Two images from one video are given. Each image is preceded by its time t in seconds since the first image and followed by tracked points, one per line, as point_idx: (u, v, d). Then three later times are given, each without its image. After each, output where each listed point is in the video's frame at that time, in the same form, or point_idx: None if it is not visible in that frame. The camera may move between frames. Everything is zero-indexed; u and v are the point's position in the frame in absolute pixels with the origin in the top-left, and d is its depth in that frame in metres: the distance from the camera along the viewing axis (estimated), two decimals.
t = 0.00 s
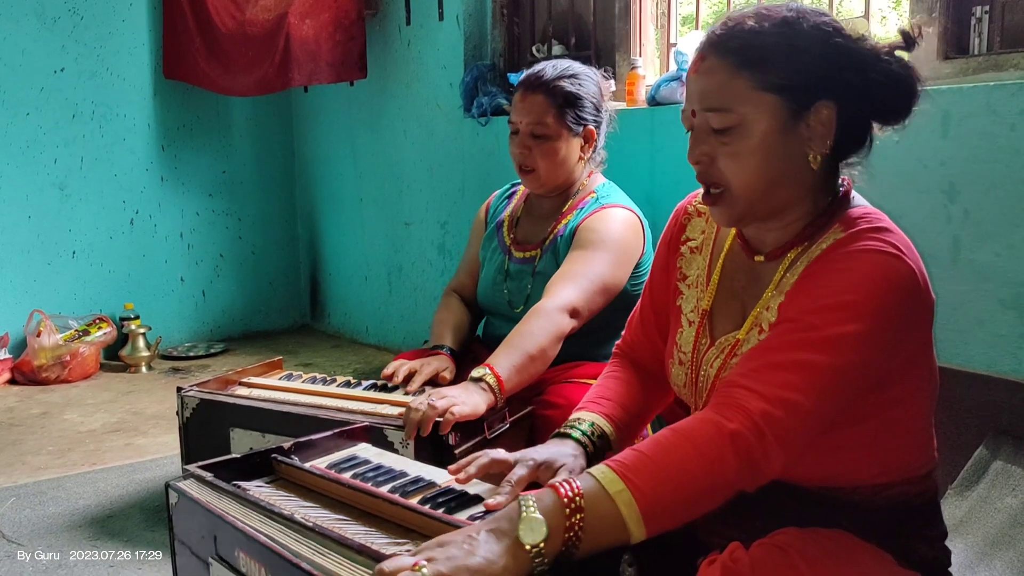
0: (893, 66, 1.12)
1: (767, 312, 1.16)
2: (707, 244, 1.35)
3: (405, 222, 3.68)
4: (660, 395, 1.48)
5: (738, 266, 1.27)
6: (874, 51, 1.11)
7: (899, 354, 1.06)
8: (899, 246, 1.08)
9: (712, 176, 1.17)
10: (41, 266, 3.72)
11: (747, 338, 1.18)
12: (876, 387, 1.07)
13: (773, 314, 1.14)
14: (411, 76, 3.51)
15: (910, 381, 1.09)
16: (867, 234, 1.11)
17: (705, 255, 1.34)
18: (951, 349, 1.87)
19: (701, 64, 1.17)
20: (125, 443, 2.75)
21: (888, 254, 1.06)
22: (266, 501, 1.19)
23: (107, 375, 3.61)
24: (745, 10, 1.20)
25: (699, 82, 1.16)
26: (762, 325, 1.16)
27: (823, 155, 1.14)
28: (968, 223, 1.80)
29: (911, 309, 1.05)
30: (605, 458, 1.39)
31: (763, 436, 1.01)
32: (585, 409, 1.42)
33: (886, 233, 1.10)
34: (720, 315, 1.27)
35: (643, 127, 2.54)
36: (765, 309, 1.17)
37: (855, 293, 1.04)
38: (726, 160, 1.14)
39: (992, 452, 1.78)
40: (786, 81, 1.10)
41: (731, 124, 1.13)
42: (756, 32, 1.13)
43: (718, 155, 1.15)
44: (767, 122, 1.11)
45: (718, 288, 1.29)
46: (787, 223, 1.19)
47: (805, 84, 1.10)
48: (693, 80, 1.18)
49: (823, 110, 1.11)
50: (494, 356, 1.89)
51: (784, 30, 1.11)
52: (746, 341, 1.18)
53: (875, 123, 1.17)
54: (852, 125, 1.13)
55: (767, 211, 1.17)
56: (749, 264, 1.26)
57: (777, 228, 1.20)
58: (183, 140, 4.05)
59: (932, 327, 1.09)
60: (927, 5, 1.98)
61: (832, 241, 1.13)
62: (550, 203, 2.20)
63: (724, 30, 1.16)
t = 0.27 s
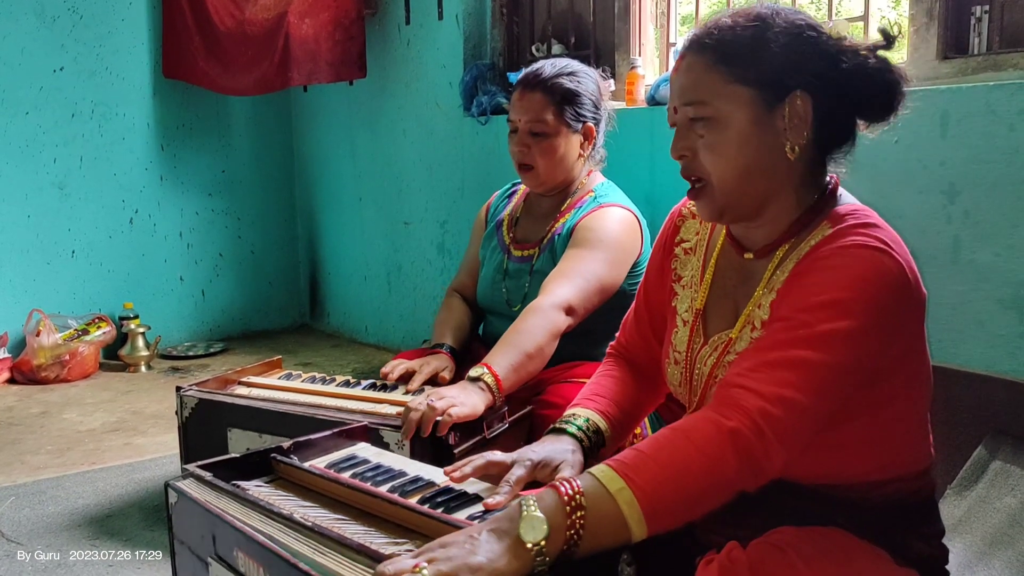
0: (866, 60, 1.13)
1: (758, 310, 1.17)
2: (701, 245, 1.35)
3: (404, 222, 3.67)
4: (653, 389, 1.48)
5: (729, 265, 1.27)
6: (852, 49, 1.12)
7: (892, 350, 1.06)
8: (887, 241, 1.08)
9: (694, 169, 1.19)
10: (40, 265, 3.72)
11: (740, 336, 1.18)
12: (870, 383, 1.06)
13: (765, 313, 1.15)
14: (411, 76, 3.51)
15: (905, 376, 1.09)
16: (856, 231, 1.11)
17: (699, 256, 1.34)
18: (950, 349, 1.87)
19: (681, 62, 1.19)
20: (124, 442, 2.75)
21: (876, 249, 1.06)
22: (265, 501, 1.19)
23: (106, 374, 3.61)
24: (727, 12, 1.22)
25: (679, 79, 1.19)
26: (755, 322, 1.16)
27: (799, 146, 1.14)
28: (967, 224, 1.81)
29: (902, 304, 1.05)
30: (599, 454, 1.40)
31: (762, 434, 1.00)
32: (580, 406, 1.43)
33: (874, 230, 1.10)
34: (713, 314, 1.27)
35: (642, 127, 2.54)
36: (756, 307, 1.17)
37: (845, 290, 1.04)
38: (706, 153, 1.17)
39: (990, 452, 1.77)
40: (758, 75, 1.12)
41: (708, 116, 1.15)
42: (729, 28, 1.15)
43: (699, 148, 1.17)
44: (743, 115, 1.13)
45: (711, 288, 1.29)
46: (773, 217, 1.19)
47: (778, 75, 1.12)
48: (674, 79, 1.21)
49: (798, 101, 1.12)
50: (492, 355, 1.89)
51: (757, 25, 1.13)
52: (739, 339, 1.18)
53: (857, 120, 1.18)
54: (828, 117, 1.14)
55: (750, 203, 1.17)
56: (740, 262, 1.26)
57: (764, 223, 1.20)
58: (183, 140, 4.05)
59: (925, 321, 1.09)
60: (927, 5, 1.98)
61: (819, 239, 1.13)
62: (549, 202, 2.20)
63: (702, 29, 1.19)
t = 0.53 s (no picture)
0: (859, 65, 1.14)
1: (750, 309, 1.17)
2: (695, 247, 1.35)
3: (403, 222, 3.67)
4: (650, 395, 1.49)
5: (722, 265, 1.28)
6: (843, 52, 1.14)
7: (882, 346, 1.06)
8: (874, 236, 1.08)
9: (683, 161, 1.21)
10: (39, 266, 3.71)
11: (733, 336, 1.19)
12: (861, 380, 1.07)
13: (756, 312, 1.15)
14: (410, 76, 3.51)
15: (896, 369, 1.09)
16: (843, 228, 1.11)
17: (692, 258, 1.34)
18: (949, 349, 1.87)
19: (676, 56, 1.21)
20: (123, 443, 2.75)
21: (862, 245, 1.06)
22: (264, 502, 1.19)
23: (105, 375, 3.61)
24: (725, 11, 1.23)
25: (673, 73, 1.20)
26: (746, 322, 1.17)
27: (788, 142, 1.15)
28: (966, 225, 1.81)
29: (891, 298, 1.05)
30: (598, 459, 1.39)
31: (758, 431, 1.00)
32: (579, 409, 1.43)
33: (861, 226, 1.10)
34: (707, 314, 1.27)
35: (641, 128, 2.54)
36: (748, 306, 1.18)
37: (832, 285, 1.04)
38: (696, 146, 1.18)
39: (989, 453, 1.77)
40: (748, 69, 1.13)
41: (699, 109, 1.16)
42: (724, 25, 1.16)
43: (689, 141, 1.18)
44: (733, 109, 1.14)
45: (704, 289, 1.29)
46: (763, 212, 1.19)
47: (769, 71, 1.12)
48: (668, 72, 1.22)
49: (788, 97, 1.12)
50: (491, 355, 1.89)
51: (751, 22, 1.14)
52: (732, 338, 1.18)
53: (850, 127, 1.19)
54: (819, 115, 1.14)
55: (740, 197, 1.18)
56: (732, 261, 1.26)
57: (753, 219, 1.21)
58: (182, 140, 4.04)
59: (914, 314, 1.10)
60: (926, 6, 1.99)
61: (807, 236, 1.14)
62: (546, 203, 2.20)
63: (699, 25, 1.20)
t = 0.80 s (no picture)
0: (848, 76, 1.16)
1: (737, 308, 1.17)
2: (684, 251, 1.35)
3: (403, 224, 3.67)
4: (643, 400, 1.49)
5: (711, 268, 1.28)
6: (833, 63, 1.16)
7: (871, 341, 1.06)
8: (855, 231, 1.09)
9: (670, 154, 1.22)
10: (39, 268, 3.71)
11: (721, 336, 1.19)
12: (852, 375, 1.06)
13: (743, 311, 1.16)
14: (409, 78, 3.51)
15: (888, 365, 1.08)
16: (827, 223, 1.11)
17: (681, 263, 1.34)
18: (948, 351, 1.87)
19: (671, 53, 1.23)
20: (124, 444, 2.75)
21: (845, 240, 1.07)
22: (264, 505, 1.19)
23: (105, 377, 3.61)
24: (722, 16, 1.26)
25: (667, 68, 1.22)
26: (734, 321, 1.17)
27: (775, 140, 1.16)
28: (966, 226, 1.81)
29: (878, 292, 1.05)
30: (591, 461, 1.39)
31: (749, 423, 0.99)
32: (572, 412, 1.43)
33: (846, 222, 1.10)
34: (698, 317, 1.27)
35: (639, 129, 2.54)
36: (735, 306, 1.18)
37: (816, 279, 1.04)
38: (685, 139, 1.19)
39: (988, 454, 1.78)
40: (740, 67, 1.15)
41: (689, 102, 1.18)
42: (719, 25, 1.18)
43: (678, 134, 1.20)
44: (722, 104, 1.16)
45: (694, 291, 1.29)
46: (748, 209, 1.20)
47: (759, 69, 1.14)
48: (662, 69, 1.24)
49: (776, 96, 1.14)
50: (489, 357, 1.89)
51: (745, 24, 1.16)
52: (722, 338, 1.18)
53: (837, 138, 1.20)
54: (806, 118, 1.15)
55: (726, 192, 1.19)
56: (720, 263, 1.26)
57: (738, 216, 1.21)
58: (181, 142, 4.05)
59: (901, 310, 1.09)
60: (925, 7, 1.98)
61: (793, 229, 1.15)
62: (542, 204, 2.20)
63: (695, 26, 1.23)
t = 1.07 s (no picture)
0: (826, 83, 1.18)
1: (722, 306, 1.18)
2: (669, 257, 1.35)
3: (403, 225, 3.67)
4: (633, 398, 1.49)
5: (695, 269, 1.28)
6: (812, 70, 1.18)
7: (855, 332, 1.07)
8: (833, 225, 1.10)
9: (652, 152, 1.23)
10: (39, 270, 3.72)
11: (707, 335, 1.19)
12: (838, 368, 1.08)
13: (728, 308, 1.16)
14: (409, 80, 3.51)
15: (873, 357, 1.10)
16: (806, 218, 1.13)
17: (667, 268, 1.33)
18: (947, 353, 1.87)
19: (654, 55, 1.24)
20: (124, 447, 2.75)
21: (823, 233, 1.08)
22: (264, 508, 1.19)
23: (105, 379, 3.61)
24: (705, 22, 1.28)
25: (649, 69, 1.23)
26: (719, 319, 1.17)
27: (755, 140, 1.17)
28: (965, 228, 1.81)
29: (860, 285, 1.06)
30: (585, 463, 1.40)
31: (741, 416, 0.99)
32: (565, 415, 1.44)
33: (825, 217, 1.12)
34: (686, 319, 1.27)
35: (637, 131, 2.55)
36: (720, 304, 1.19)
37: (797, 272, 1.05)
38: (666, 137, 1.20)
39: (988, 455, 1.76)
40: (721, 68, 1.16)
41: (671, 101, 1.19)
42: (702, 28, 1.20)
43: (660, 132, 1.21)
44: (704, 103, 1.17)
45: (681, 293, 1.29)
46: (729, 209, 1.21)
47: (741, 70, 1.16)
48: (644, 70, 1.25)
49: (757, 97, 1.15)
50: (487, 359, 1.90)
51: (727, 27, 1.18)
52: (708, 337, 1.19)
53: (816, 146, 1.21)
54: (786, 120, 1.17)
55: (707, 191, 1.20)
56: (703, 264, 1.27)
57: (720, 217, 1.22)
58: (181, 143, 4.05)
59: (884, 304, 1.10)
60: (924, 9, 1.99)
61: (776, 224, 1.16)
62: (536, 207, 2.19)
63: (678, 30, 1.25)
